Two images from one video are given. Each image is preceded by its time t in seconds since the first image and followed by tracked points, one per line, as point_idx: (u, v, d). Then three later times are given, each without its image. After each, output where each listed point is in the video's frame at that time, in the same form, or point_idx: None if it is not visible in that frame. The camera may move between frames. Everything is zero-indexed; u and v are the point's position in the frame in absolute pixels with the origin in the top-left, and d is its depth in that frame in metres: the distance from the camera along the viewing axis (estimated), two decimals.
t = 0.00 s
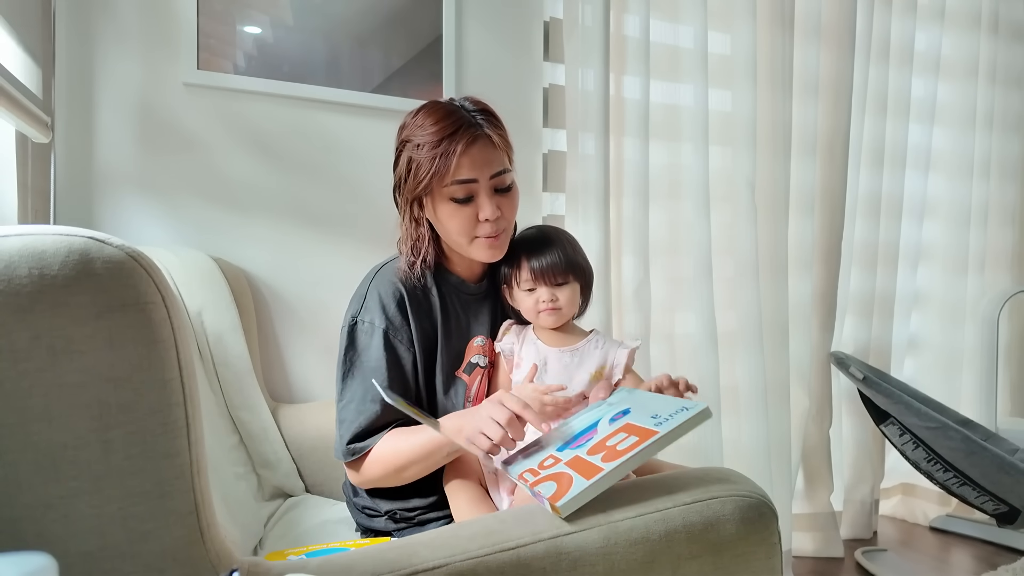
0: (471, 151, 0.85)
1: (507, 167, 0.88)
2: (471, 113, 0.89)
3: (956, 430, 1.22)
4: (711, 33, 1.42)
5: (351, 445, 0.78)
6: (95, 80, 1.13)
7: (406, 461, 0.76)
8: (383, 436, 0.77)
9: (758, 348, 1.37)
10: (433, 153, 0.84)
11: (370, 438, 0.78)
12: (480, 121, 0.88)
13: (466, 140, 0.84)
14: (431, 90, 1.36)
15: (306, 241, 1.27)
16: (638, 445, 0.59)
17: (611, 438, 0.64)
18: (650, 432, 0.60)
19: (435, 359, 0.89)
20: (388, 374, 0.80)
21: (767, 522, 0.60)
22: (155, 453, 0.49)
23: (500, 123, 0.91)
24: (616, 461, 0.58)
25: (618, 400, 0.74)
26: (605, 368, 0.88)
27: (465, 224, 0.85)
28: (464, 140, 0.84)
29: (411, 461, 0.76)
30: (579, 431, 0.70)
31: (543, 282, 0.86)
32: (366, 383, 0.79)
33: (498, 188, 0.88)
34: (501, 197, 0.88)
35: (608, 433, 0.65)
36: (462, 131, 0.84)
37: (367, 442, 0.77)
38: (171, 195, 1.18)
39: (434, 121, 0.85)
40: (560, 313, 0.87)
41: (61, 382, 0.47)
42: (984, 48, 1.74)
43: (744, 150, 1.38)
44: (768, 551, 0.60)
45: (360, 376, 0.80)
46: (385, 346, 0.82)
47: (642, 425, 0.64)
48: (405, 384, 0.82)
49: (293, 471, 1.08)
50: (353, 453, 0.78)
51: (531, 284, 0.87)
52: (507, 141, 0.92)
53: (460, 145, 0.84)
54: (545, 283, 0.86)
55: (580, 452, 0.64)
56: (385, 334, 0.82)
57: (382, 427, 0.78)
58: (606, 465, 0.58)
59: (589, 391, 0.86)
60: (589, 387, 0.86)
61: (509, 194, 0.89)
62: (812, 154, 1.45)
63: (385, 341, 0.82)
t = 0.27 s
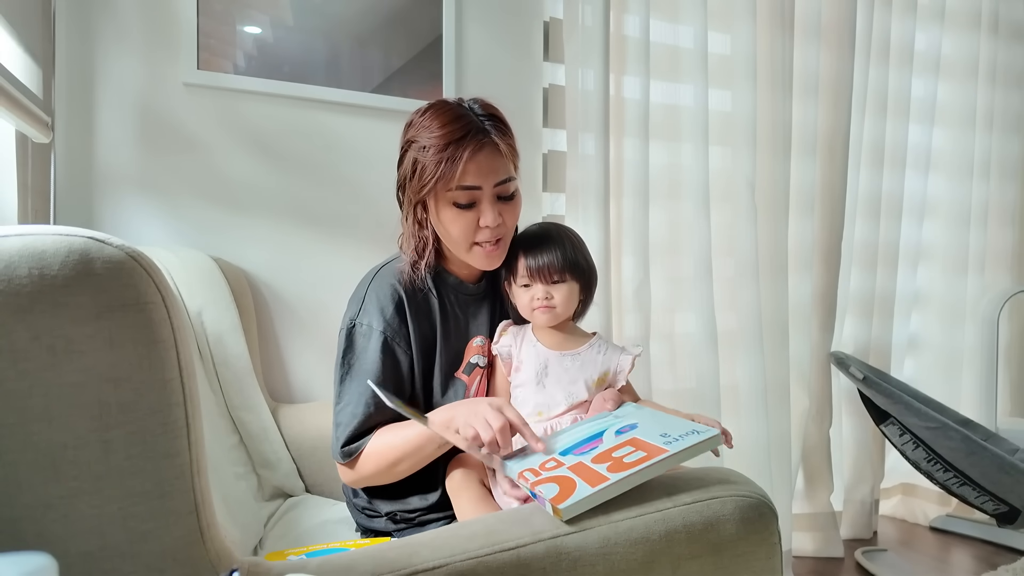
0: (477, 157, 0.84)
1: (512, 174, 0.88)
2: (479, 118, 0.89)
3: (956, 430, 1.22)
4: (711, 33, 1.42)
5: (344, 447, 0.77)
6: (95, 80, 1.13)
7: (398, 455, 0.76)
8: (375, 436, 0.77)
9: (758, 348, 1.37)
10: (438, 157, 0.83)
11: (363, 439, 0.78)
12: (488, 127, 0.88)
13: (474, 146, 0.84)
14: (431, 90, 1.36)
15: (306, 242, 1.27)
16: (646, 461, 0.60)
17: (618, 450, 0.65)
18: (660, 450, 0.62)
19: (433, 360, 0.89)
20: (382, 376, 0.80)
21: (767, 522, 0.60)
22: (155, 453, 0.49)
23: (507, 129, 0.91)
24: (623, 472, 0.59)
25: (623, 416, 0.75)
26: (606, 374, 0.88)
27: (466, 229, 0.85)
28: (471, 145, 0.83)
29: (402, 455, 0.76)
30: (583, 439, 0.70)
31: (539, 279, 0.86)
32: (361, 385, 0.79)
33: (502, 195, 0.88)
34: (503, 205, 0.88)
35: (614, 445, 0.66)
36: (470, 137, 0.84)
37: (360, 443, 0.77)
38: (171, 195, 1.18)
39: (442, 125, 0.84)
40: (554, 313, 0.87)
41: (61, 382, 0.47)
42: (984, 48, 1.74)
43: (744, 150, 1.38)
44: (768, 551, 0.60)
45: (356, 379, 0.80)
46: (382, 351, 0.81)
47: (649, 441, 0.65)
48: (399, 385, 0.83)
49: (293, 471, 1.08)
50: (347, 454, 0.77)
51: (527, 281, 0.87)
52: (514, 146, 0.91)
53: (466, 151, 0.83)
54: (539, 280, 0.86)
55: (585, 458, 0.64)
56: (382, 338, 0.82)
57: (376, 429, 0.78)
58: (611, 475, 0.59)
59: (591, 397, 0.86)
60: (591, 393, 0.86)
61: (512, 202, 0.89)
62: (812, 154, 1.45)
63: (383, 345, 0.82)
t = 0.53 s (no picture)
0: (482, 162, 0.84)
1: (516, 180, 0.88)
2: (485, 120, 0.88)
3: (956, 430, 1.22)
4: (711, 33, 1.42)
5: (320, 445, 0.77)
6: (95, 80, 1.13)
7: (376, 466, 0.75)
8: (352, 438, 0.77)
9: (758, 348, 1.37)
10: (443, 160, 0.83)
11: (341, 439, 0.78)
12: (495, 131, 0.87)
13: (478, 149, 0.84)
14: (431, 91, 1.36)
15: (305, 242, 1.27)
16: (671, 432, 0.60)
17: (636, 440, 0.63)
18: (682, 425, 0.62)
19: (430, 363, 0.89)
20: (368, 378, 0.81)
21: (767, 522, 0.60)
22: (155, 453, 0.49)
23: (514, 133, 0.90)
24: (652, 445, 0.58)
25: (630, 423, 0.74)
26: (608, 380, 0.88)
27: (467, 233, 0.85)
28: (476, 150, 0.83)
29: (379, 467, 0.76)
30: (599, 445, 0.68)
31: (536, 281, 0.86)
32: (345, 384, 0.80)
33: (504, 201, 0.88)
34: (505, 210, 0.88)
35: (638, 435, 0.65)
36: (475, 141, 0.84)
37: (337, 443, 0.77)
38: (171, 195, 1.18)
39: (447, 126, 0.84)
40: (552, 316, 0.86)
41: (61, 382, 0.47)
42: (984, 48, 1.74)
43: (744, 150, 1.38)
44: (768, 551, 0.60)
45: (342, 379, 0.80)
46: (369, 354, 0.81)
47: (670, 422, 0.66)
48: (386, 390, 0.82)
49: (293, 471, 1.08)
50: (323, 452, 0.77)
51: (525, 283, 0.87)
52: (519, 151, 0.91)
53: (471, 155, 0.83)
54: (536, 283, 0.85)
55: (610, 453, 0.62)
56: (370, 342, 0.82)
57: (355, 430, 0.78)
58: (642, 449, 0.57)
59: (593, 403, 0.86)
60: (593, 399, 0.86)
61: (515, 207, 0.89)
62: (812, 154, 1.46)
63: (371, 349, 0.82)
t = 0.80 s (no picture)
0: (480, 161, 0.84)
1: (515, 179, 0.88)
2: (483, 119, 0.88)
3: (956, 430, 1.22)
4: (711, 33, 1.42)
5: (320, 447, 0.78)
6: (95, 80, 1.13)
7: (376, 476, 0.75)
8: (352, 442, 0.78)
9: (758, 348, 1.37)
10: (441, 160, 0.83)
11: (341, 443, 0.78)
12: (492, 129, 0.87)
13: (475, 149, 0.83)
14: (431, 90, 1.36)
15: (305, 242, 1.27)
16: (689, 431, 0.60)
17: (653, 441, 0.63)
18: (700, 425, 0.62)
19: (431, 365, 0.89)
20: (369, 381, 0.81)
21: (767, 522, 0.60)
22: (155, 453, 0.49)
23: (511, 131, 0.90)
24: (672, 443, 0.58)
25: (642, 428, 0.74)
26: (613, 381, 0.88)
27: (466, 233, 0.85)
28: (474, 149, 0.83)
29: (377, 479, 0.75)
30: (614, 448, 0.68)
31: (543, 288, 0.85)
32: (345, 387, 0.80)
33: (504, 200, 0.88)
34: (505, 209, 0.88)
35: (654, 437, 0.65)
36: (473, 140, 0.83)
37: (337, 447, 0.78)
38: (171, 196, 1.18)
39: (445, 126, 0.84)
40: (555, 323, 0.86)
41: (61, 382, 0.47)
42: (984, 48, 1.74)
43: (744, 150, 1.38)
44: (768, 551, 0.60)
45: (342, 381, 0.81)
46: (370, 356, 0.82)
47: (686, 423, 0.66)
48: (386, 392, 0.83)
49: (293, 471, 1.08)
50: (324, 455, 0.78)
51: (532, 287, 0.86)
52: (518, 149, 0.90)
53: (469, 154, 0.83)
54: (543, 289, 0.85)
55: (627, 452, 0.62)
56: (371, 345, 0.82)
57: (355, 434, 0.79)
58: (663, 447, 0.57)
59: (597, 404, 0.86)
60: (597, 400, 0.86)
61: (514, 205, 0.89)
62: (812, 154, 1.46)
63: (371, 352, 0.82)
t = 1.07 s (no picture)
0: (479, 156, 0.84)
1: (513, 174, 0.88)
2: (480, 116, 0.88)
3: (956, 430, 1.22)
4: (711, 33, 1.42)
5: (331, 453, 0.76)
6: (95, 80, 1.13)
7: (387, 485, 0.72)
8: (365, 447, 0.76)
9: (758, 348, 1.37)
10: (440, 155, 0.83)
11: (353, 448, 0.77)
12: (490, 125, 0.87)
13: (474, 145, 0.83)
14: (431, 90, 1.36)
15: (305, 242, 1.27)
16: (692, 435, 0.58)
17: (655, 441, 0.62)
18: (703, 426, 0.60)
19: (433, 365, 0.89)
20: (378, 383, 0.79)
21: (767, 522, 0.60)
22: (155, 454, 0.49)
23: (509, 127, 0.91)
24: (676, 446, 0.56)
25: (641, 420, 0.73)
26: (607, 378, 0.88)
27: (467, 229, 0.85)
28: (472, 144, 0.83)
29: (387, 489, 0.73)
30: (615, 444, 0.67)
31: (545, 295, 0.81)
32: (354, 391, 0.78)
33: (503, 195, 0.88)
34: (504, 204, 0.88)
35: (654, 436, 0.63)
36: (471, 135, 0.84)
37: (350, 452, 0.76)
38: (171, 196, 1.18)
39: (443, 122, 0.84)
40: (545, 329, 0.84)
41: (61, 382, 0.47)
42: (984, 48, 1.74)
43: (744, 150, 1.38)
44: (768, 551, 0.60)
45: (351, 384, 0.79)
46: (378, 357, 0.81)
47: (688, 423, 0.64)
48: (395, 393, 0.82)
49: (293, 471, 1.08)
50: (335, 461, 0.76)
51: (535, 290, 0.82)
52: (515, 145, 0.91)
53: (467, 149, 0.83)
54: (545, 296, 0.81)
55: (626, 453, 0.61)
56: (379, 345, 0.81)
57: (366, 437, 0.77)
58: (667, 451, 0.55)
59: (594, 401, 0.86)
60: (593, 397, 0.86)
61: (513, 201, 0.89)
62: (812, 154, 1.46)
63: (379, 352, 0.81)
